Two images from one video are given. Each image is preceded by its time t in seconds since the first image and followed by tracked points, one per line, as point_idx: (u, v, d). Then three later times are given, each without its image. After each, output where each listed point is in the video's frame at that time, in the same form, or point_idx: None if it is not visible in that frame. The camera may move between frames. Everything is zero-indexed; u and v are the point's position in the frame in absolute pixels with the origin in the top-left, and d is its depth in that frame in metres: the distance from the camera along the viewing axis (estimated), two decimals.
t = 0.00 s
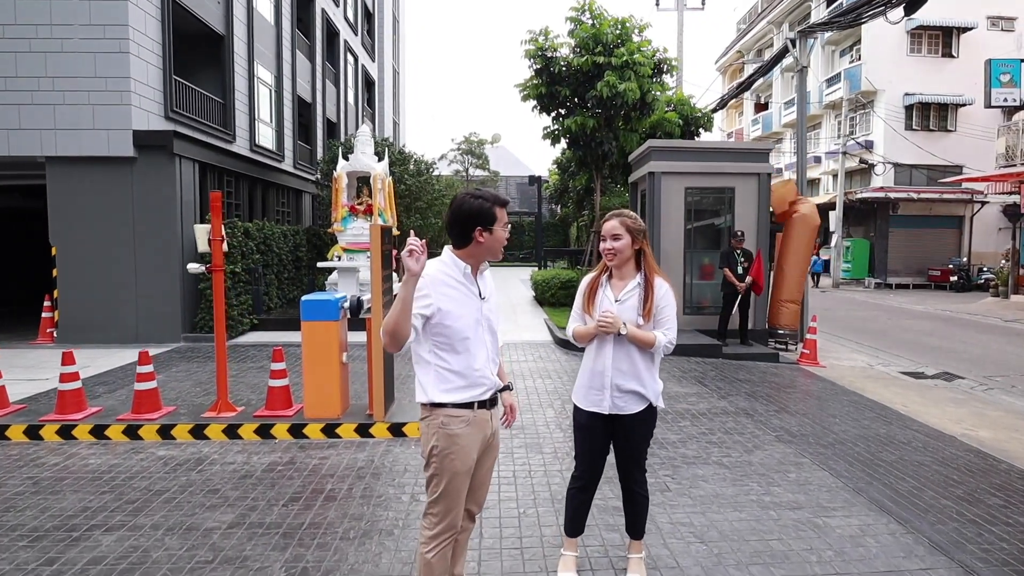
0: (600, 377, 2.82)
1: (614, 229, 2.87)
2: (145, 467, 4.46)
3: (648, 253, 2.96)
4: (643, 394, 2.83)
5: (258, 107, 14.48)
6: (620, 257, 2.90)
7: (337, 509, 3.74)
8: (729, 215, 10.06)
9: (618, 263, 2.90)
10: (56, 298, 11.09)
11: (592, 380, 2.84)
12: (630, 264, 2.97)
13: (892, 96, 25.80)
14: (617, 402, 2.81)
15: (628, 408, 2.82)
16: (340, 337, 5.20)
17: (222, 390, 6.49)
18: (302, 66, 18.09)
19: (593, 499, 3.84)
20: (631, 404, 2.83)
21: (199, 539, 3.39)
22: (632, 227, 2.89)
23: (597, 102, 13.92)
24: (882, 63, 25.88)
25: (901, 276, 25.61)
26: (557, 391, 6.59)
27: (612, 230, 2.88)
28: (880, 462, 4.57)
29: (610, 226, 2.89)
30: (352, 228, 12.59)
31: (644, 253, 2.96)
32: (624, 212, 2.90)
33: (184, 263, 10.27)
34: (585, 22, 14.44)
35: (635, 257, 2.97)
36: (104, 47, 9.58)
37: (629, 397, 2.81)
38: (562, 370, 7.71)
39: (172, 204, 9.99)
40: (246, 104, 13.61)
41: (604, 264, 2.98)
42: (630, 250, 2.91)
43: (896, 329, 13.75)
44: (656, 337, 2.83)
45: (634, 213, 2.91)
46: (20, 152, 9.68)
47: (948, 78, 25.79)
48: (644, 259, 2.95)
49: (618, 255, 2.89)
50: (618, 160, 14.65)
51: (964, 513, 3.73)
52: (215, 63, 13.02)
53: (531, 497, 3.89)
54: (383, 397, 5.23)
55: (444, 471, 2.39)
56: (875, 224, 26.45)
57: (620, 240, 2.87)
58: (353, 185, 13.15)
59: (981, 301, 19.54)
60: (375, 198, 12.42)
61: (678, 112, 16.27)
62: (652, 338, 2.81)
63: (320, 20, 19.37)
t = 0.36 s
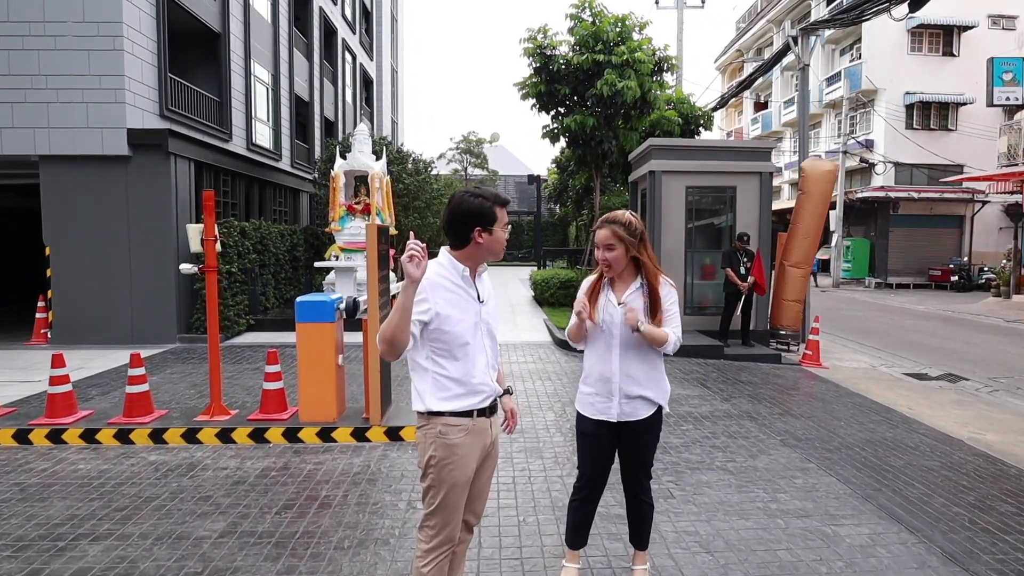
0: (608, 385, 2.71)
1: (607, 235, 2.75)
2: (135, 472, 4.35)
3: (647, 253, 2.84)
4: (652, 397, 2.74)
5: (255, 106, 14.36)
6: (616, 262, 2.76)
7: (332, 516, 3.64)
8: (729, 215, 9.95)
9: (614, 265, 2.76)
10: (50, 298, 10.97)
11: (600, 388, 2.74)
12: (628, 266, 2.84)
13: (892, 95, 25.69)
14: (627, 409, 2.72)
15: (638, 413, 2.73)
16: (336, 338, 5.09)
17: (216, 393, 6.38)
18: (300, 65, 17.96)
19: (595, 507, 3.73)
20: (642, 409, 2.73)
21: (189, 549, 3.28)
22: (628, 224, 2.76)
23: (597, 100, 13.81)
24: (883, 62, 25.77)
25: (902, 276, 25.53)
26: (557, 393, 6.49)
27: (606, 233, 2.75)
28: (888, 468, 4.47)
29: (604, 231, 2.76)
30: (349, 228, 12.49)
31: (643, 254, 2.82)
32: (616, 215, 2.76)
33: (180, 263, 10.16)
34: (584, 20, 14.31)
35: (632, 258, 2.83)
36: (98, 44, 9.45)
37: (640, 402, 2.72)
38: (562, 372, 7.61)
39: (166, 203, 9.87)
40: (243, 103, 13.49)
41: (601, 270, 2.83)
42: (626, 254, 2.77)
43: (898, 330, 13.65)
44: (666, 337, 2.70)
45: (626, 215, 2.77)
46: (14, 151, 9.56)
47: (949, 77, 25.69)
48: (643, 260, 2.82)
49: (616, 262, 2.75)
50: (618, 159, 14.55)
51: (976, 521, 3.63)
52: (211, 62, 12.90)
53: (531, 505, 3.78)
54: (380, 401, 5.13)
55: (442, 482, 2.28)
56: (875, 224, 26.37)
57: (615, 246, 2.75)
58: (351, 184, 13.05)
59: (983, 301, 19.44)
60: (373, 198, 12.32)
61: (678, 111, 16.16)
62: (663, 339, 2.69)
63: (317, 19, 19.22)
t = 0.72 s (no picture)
0: (590, 387, 2.66)
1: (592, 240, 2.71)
2: (127, 476, 4.29)
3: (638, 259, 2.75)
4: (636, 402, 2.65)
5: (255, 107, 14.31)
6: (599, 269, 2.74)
7: (325, 523, 3.57)
8: (731, 215, 9.89)
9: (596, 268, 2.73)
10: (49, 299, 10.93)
11: (586, 389, 2.68)
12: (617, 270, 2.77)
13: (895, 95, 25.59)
14: (612, 413, 2.64)
15: (626, 418, 2.65)
16: (331, 340, 5.03)
17: (212, 395, 6.32)
18: (300, 66, 17.91)
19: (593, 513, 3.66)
20: (626, 415, 2.66)
21: (178, 556, 3.21)
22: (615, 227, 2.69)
23: (598, 100, 13.73)
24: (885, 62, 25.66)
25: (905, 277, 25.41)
26: (557, 396, 6.42)
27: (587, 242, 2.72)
28: (892, 472, 4.39)
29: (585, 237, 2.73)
30: (348, 228, 12.44)
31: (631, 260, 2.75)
32: (600, 220, 2.68)
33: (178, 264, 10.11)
34: (585, 20, 14.24)
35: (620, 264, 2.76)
36: (97, 44, 9.40)
37: (626, 406, 2.64)
38: (561, 374, 7.54)
39: (164, 203, 9.82)
40: (243, 103, 13.45)
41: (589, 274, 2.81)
42: (609, 260, 2.72)
43: (901, 331, 13.56)
44: (640, 333, 2.60)
45: (611, 219, 2.68)
46: (12, 151, 9.52)
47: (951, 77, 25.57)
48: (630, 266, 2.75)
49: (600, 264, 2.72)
50: (619, 159, 14.49)
51: (983, 527, 3.55)
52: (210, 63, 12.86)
53: (528, 510, 3.71)
54: (376, 404, 5.06)
55: (433, 490, 2.22)
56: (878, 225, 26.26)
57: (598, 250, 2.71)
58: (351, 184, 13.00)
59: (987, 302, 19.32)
60: (372, 198, 12.27)
61: (679, 111, 16.07)
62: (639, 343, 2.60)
63: (318, 19, 19.17)
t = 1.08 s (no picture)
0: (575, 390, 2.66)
1: (595, 229, 2.69)
2: (121, 479, 4.26)
3: (634, 259, 2.72)
4: (618, 409, 2.60)
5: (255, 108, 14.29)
6: (601, 258, 2.69)
7: (319, 526, 3.54)
8: (732, 216, 9.85)
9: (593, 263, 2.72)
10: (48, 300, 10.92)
11: (573, 391, 2.68)
12: (613, 269, 2.75)
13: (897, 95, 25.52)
14: (595, 417, 2.63)
15: (608, 424, 2.62)
16: (327, 342, 4.99)
17: (209, 397, 6.30)
18: (301, 67, 17.90)
19: (589, 517, 3.63)
20: (608, 422, 2.63)
21: (167, 561, 3.17)
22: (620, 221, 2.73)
23: (598, 100, 13.69)
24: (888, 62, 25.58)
25: (907, 278, 25.33)
26: (555, 398, 6.38)
27: (594, 227, 2.70)
28: (893, 476, 4.35)
29: (591, 225, 2.73)
30: (348, 229, 12.43)
31: (629, 258, 2.73)
32: (608, 212, 2.74)
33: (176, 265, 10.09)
34: (586, 20, 14.19)
35: (617, 261, 2.74)
36: (96, 45, 9.39)
37: (609, 412, 2.61)
38: (560, 375, 7.51)
39: (162, 204, 9.80)
40: (244, 104, 13.44)
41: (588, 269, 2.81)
42: (614, 252, 2.71)
43: (903, 332, 13.51)
44: (623, 345, 2.57)
45: (619, 214, 2.74)
46: (10, 151, 9.51)
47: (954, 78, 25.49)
48: (626, 264, 2.72)
49: (596, 258, 2.70)
50: (620, 160, 14.47)
51: (986, 532, 3.51)
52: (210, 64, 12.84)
53: (523, 514, 3.68)
54: (372, 406, 5.02)
55: (423, 496, 2.18)
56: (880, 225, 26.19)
57: (601, 239, 2.68)
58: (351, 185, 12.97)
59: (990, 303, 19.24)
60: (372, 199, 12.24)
61: (680, 111, 16.04)
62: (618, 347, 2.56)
63: (319, 20, 19.16)
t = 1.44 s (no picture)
0: (573, 393, 2.63)
1: (586, 236, 2.67)
2: (118, 480, 4.24)
3: (632, 262, 2.71)
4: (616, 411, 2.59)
5: (255, 109, 14.29)
6: (597, 263, 2.67)
7: (315, 528, 3.52)
8: (732, 217, 9.83)
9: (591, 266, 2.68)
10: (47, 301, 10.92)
11: (569, 393, 2.66)
12: (611, 272, 2.73)
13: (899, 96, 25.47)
14: (591, 418, 2.60)
15: (604, 426, 2.60)
16: (325, 343, 4.98)
17: (207, 398, 6.28)
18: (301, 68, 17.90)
19: (586, 520, 3.61)
20: (605, 423, 2.61)
21: (162, 564, 3.16)
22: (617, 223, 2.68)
23: (597, 101, 13.68)
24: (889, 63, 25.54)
25: (908, 279, 25.28)
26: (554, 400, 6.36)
27: (585, 235, 2.67)
28: (893, 479, 4.32)
29: (583, 230, 2.69)
30: (348, 231, 12.42)
31: (625, 261, 2.70)
32: (597, 216, 2.67)
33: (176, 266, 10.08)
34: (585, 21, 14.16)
35: (615, 264, 2.72)
36: (95, 46, 9.38)
37: (604, 415, 2.59)
38: (560, 377, 7.49)
39: (162, 205, 9.80)
40: (244, 105, 13.44)
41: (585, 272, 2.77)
42: (607, 254, 2.67)
43: (904, 333, 13.48)
44: (621, 339, 2.52)
45: (610, 214, 2.68)
46: (10, 153, 9.51)
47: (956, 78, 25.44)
48: (624, 267, 2.70)
49: (594, 262, 2.66)
50: (620, 161, 14.46)
51: (987, 536, 3.48)
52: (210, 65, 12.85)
53: (521, 517, 3.66)
54: (369, 407, 5.00)
55: (420, 499, 2.16)
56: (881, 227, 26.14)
57: (592, 247, 2.66)
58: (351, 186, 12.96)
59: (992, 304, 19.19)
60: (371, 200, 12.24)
61: (680, 112, 16.02)
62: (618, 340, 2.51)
63: (318, 21, 19.16)
